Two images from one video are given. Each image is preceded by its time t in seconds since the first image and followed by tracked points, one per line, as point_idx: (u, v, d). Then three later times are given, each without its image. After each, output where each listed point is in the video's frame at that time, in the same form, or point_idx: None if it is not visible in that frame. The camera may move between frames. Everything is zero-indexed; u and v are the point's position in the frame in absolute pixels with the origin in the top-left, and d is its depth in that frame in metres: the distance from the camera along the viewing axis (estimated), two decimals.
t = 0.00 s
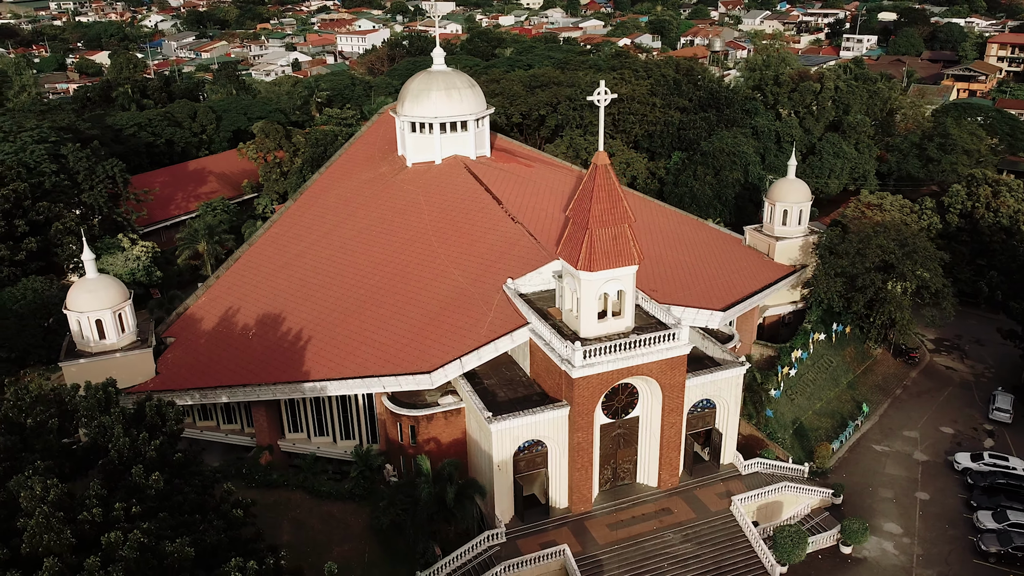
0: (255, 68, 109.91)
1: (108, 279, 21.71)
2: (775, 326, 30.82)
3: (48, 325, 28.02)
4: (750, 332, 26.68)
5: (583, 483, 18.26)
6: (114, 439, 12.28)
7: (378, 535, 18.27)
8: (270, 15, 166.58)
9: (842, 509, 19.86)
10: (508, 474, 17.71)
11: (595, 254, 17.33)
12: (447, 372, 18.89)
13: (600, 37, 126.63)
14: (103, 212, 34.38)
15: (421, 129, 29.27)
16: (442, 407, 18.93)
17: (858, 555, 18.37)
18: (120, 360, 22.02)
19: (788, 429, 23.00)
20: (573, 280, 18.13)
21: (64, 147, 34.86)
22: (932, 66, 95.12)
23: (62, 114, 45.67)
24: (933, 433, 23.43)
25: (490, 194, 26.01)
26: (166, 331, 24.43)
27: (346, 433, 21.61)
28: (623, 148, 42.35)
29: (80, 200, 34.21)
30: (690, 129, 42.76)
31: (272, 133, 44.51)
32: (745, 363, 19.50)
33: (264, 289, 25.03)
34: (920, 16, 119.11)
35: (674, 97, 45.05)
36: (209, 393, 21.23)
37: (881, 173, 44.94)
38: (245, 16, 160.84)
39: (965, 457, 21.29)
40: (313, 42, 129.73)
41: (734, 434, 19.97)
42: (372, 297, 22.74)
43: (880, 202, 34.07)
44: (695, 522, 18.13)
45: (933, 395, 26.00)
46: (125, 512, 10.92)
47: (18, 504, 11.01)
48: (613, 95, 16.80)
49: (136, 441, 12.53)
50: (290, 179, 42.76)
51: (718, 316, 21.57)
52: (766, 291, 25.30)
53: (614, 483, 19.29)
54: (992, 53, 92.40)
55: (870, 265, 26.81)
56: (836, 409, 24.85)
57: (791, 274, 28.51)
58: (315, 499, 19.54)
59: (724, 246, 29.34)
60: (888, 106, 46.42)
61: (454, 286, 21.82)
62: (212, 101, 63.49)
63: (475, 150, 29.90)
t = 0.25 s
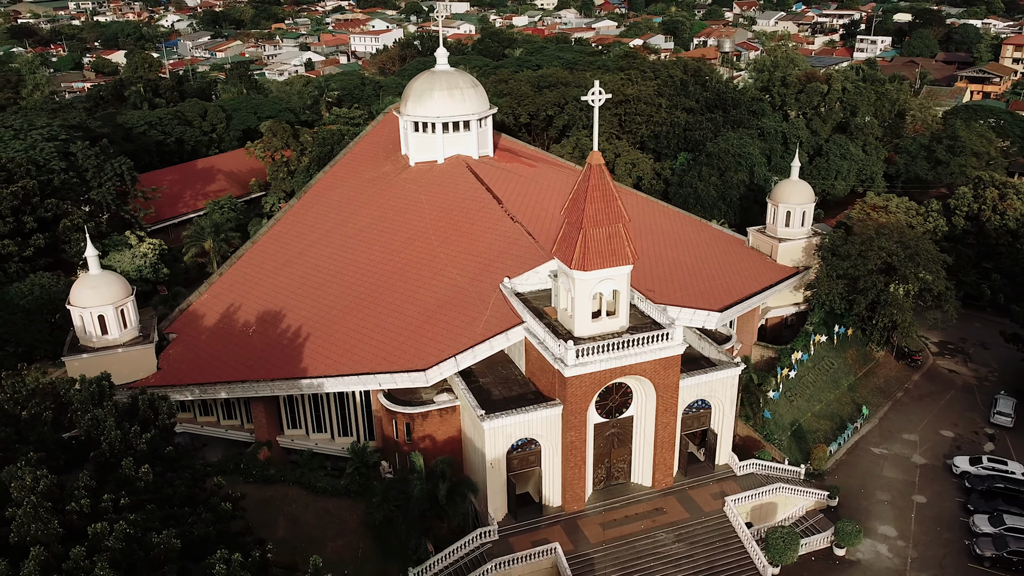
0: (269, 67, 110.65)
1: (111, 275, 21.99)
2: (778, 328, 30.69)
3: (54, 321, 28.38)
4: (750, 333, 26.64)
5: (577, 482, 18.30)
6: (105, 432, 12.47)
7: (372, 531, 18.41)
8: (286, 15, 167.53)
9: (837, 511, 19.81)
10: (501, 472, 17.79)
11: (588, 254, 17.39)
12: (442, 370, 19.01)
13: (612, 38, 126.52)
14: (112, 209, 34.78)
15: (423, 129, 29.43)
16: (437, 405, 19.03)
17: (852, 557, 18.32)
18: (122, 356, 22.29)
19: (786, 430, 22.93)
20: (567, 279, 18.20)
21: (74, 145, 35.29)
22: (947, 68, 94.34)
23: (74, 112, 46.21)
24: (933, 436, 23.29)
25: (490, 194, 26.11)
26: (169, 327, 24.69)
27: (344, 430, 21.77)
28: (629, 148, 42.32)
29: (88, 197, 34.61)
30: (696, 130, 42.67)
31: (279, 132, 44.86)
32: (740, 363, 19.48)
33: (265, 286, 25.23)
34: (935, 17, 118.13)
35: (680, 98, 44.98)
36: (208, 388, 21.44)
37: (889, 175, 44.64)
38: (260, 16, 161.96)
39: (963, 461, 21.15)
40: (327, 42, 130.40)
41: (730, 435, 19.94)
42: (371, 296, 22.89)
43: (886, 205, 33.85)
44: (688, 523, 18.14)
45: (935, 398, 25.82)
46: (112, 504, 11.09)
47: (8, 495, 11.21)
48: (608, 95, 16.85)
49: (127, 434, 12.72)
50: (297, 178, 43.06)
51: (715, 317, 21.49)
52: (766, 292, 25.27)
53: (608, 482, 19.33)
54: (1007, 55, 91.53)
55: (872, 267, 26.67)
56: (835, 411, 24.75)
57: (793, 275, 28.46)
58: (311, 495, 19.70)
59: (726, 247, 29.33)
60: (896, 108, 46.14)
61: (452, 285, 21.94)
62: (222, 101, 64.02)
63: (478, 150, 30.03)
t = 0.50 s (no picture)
0: (285, 69, 111.52)
1: (115, 273, 22.28)
2: (782, 332, 30.55)
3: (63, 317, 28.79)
4: (752, 337, 26.54)
5: (570, 482, 18.34)
6: (97, 425, 12.66)
7: (367, 528, 18.54)
8: (304, 17, 168.71)
9: (833, 516, 19.72)
10: (494, 472, 17.86)
11: (583, 255, 17.44)
12: (438, 369, 19.12)
13: (628, 40, 126.38)
14: (122, 208, 35.24)
15: (428, 130, 29.61)
16: (433, 404, 19.14)
17: (846, 562, 18.24)
18: (126, 352, 22.58)
19: (785, 434, 22.83)
20: (562, 280, 18.26)
21: (86, 144, 35.80)
22: (965, 71, 93.37)
23: (88, 112, 46.82)
24: (934, 442, 23.10)
25: (493, 195, 26.20)
26: (173, 324, 24.98)
27: (342, 428, 21.94)
28: (637, 151, 42.29)
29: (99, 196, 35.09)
30: (705, 133, 42.55)
31: (289, 133, 45.24)
32: (735, 366, 19.44)
33: (268, 285, 25.47)
34: (954, 21, 116.94)
35: (689, 101, 44.89)
36: (209, 384, 21.70)
37: (900, 180, 44.29)
38: (279, 17, 163.34)
39: (963, 467, 20.96)
40: (344, 44, 131.15)
41: (726, 438, 19.90)
42: (371, 295, 23.06)
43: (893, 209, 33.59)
44: (681, 525, 18.13)
45: (938, 403, 25.60)
46: (101, 495, 11.26)
47: None
48: (602, 97, 16.90)
49: (119, 427, 12.89)
50: (306, 178, 43.39)
51: (713, 319, 21.47)
52: (767, 295, 25.21)
53: (603, 483, 19.35)
54: None
55: (875, 271, 26.48)
56: (836, 415, 24.61)
57: (796, 279, 28.35)
58: (308, 492, 19.87)
59: (729, 250, 29.28)
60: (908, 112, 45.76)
61: (451, 285, 22.06)
62: (236, 102, 64.62)
63: (482, 151, 30.17)
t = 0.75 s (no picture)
0: (301, 71, 112.31)
1: (120, 271, 22.57)
2: (785, 337, 30.42)
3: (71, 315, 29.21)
4: (754, 341, 26.46)
5: (565, 483, 18.39)
6: (91, 420, 12.84)
7: (362, 526, 18.68)
8: (321, 20, 169.81)
9: (830, 521, 19.65)
10: (488, 472, 17.95)
11: (578, 256, 17.49)
12: (434, 370, 19.24)
13: (643, 44, 126.23)
14: (131, 208, 35.67)
15: (432, 132, 29.77)
16: (429, 404, 19.24)
17: (840, 567, 18.16)
18: (129, 349, 22.86)
19: (784, 438, 22.75)
20: (558, 282, 18.31)
21: (97, 144, 36.29)
22: (983, 76, 92.50)
23: (101, 113, 47.44)
24: (936, 447, 22.91)
25: (495, 197, 26.32)
26: (177, 322, 25.25)
27: (341, 427, 22.10)
28: (644, 154, 42.27)
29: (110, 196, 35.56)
30: (712, 137, 42.47)
31: (298, 135, 45.62)
32: (732, 369, 19.40)
33: (271, 285, 25.68)
34: (972, 25, 115.93)
35: (697, 105, 44.83)
36: (210, 382, 21.95)
37: (910, 185, 43.97)
38: (296, 20, 164.61)
39: (963, 473, 20.80)
40: (360, 47, 131.89)
41: (722, 441, 19.88)
42: (371, 296, 23.23)
43: (900, 214, 33.36)
44: (675, 527, 18.13)
45: (941, 410, 25.40)
46: (92, 489, 11.43)
47: None
48: (598, 100, 16.97)
49: (113, 422, 13.08)
50: (314, 179, 43.73)
51: (711, 323, 21.42)
52: (768, 299, 25.14)
53: (598, 485, 19.37)
54: None
55: (879, 276, 26.31)
56: (837, 420, 24.48)
57: (799, 284, 28.26)
58: (306, 490, 20.06)
59: (732, 255, 29.24)
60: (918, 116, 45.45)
61: (450, 286, 22.20)
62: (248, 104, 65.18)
63: (486, 153, 30.31)
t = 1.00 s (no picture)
0: (320, 74, 113.25)
1: (129, 269, 22.97)
2: (792, 342, 30.24)
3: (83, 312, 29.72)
4: (758, 346, 26.35)
5: (561, 485, 18.44)
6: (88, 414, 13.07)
7: (359, 524, 18.84)
8: (342, 23, 171.16)
9: (829, 528, 19.54)
10: (484, 473, 18.05)
11: (575, 259, 17.58)
12: (433, 370, 19.40)
13: (662, 48, 125.96)
14: (146, 207, 36.22)
15: (440, 134, 30.02)
16: (428, 404, 19.39)
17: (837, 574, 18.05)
18: (137, 346, 23.24)
19: (786, 444, 22.63)
20: (556, 284, 18.40)
21: (113, 145, 36.90)
22: (1005, 81, 91.30)
23: (119, 115, 48.21)
24: (940, 456, 22.68)
25: (500, 200, 26.46)
26: (185, 320, 25.62)
27: (343, 426, 22.31)
28: (654, 158, 42.22)
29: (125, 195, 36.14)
30: (723, 141, 42.34)
31: (311, 137, 46.07)
32: (731, 374, 19.37)
33: (278, 285, 25.99)
34: (995, 30, 114.59)
35: (709, 109, 44.73)
36: (214, 380, 22.26)
37: (924, 191, 43.53)
38: (318, 24, 166.09)
39: (966, 482, 20.59)
40: (380, 50, 132.76)
41: (720, 446, 19.84)
42: (374, 296, 23.43)
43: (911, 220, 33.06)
44: (671, 531, 18.12)
45: (947, 418, 25.12)
46: (86, 481, 11.64)
47: None
48: (597, 103, 17.06)
49: (110, 416, 13.32)
50: (327, 181, 44.13)
51: (712, 327, 21.39)
52: (773, 305, 25.05)
53: (595, 488, 19.40)
54: None
55: (886, 282, 26.12)
56: (841, 427, 24.31)
57: (805, 289, 28.12)
58: (306, 487, 20.27)
59: (738, 260, 29.17)
60: (933, 122, 45.02)
61: (451, 287, 22.37)
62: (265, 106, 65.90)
63: (493, 156, 30.48)
